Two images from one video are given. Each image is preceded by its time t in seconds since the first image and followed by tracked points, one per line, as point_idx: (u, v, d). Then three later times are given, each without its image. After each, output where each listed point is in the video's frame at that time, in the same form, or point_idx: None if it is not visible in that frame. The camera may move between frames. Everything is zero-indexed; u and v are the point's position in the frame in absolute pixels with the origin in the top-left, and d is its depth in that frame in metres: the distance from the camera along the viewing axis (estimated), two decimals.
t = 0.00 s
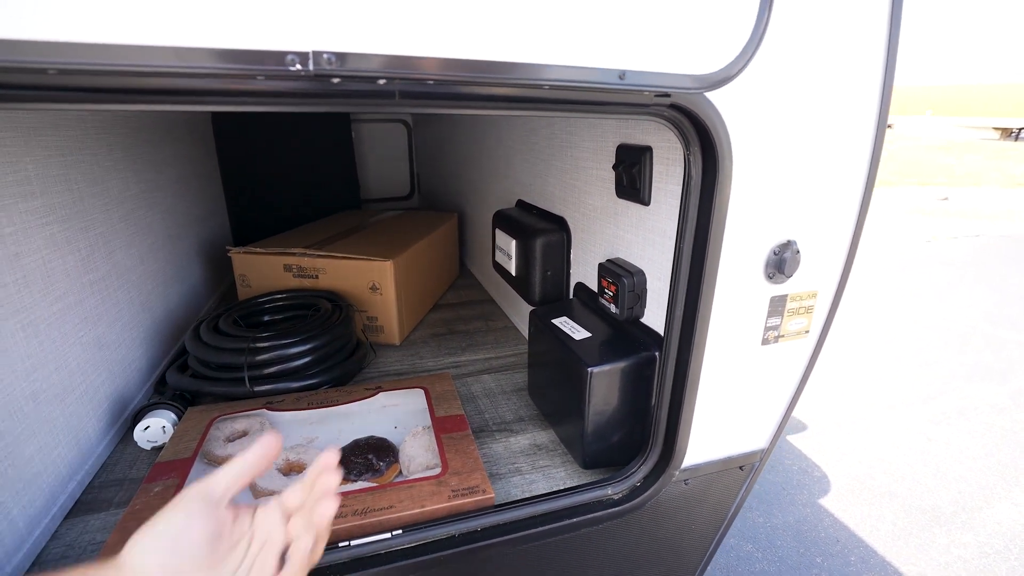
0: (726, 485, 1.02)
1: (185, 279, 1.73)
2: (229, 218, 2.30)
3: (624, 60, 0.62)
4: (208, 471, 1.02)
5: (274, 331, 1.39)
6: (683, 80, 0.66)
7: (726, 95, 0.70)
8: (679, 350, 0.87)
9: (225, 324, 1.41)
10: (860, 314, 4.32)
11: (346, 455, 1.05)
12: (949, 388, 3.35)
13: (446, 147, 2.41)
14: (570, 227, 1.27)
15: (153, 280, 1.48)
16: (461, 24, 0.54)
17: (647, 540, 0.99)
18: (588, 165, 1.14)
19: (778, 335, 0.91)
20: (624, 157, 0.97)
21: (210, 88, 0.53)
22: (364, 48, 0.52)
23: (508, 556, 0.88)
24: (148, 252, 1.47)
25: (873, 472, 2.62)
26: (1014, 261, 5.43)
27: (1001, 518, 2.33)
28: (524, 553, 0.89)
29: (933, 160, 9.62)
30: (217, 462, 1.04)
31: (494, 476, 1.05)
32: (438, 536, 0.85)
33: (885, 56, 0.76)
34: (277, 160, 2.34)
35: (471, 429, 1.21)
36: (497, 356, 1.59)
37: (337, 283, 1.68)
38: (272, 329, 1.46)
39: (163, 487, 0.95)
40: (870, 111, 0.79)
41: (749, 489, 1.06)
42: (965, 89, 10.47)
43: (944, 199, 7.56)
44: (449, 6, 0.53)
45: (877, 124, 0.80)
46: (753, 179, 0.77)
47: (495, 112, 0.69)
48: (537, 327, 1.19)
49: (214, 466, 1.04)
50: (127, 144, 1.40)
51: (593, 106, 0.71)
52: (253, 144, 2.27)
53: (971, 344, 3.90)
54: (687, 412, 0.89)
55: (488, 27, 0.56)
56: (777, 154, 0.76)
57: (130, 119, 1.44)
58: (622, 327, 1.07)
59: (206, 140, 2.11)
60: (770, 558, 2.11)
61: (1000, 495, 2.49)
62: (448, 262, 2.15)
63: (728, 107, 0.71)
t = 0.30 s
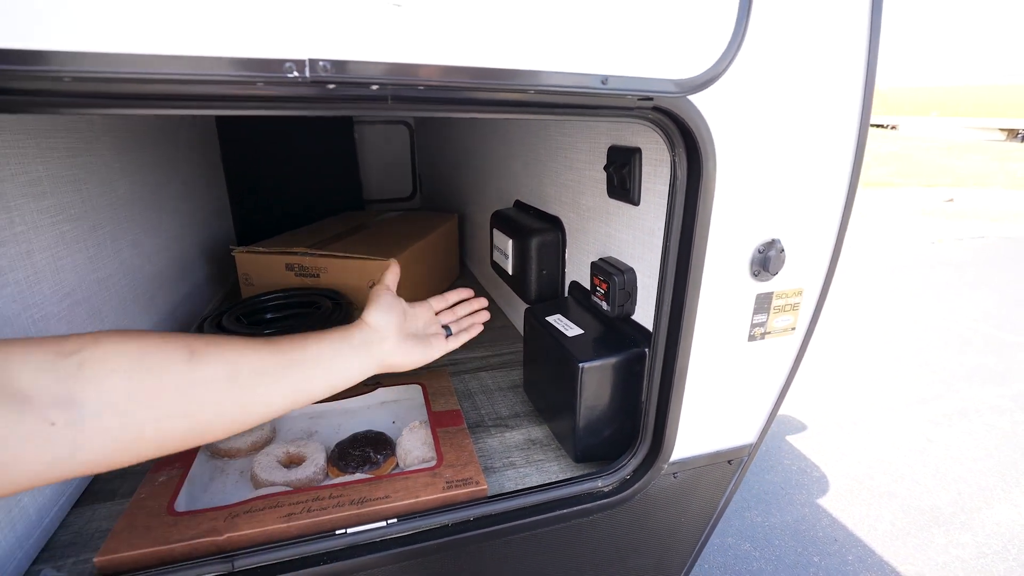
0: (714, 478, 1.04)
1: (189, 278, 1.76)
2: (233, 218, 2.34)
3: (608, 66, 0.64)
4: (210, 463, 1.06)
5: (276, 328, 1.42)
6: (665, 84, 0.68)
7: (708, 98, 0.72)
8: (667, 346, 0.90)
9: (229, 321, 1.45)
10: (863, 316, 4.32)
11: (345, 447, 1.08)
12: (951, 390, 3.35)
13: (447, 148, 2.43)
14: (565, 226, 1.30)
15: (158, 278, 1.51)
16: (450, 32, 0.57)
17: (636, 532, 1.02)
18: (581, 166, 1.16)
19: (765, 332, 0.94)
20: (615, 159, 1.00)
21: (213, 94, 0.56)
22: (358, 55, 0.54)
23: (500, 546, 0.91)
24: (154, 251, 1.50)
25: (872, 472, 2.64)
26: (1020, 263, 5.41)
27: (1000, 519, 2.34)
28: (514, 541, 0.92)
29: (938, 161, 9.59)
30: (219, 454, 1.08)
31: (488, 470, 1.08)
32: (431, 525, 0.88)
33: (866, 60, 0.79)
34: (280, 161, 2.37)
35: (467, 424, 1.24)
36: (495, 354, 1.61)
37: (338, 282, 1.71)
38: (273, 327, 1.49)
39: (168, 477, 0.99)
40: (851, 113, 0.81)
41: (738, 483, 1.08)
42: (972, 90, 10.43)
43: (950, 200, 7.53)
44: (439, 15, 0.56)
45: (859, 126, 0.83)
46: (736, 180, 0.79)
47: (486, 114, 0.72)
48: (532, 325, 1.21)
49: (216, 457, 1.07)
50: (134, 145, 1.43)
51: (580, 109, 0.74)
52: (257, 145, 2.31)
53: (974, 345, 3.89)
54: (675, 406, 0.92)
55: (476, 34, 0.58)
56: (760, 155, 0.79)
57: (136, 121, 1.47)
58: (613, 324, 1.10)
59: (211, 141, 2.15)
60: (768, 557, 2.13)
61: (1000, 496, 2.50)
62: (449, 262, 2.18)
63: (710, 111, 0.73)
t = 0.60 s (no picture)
0: (703, 474, 1.07)
1: (202, 277, 1.82)
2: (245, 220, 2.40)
3: (588, 77, 0.68)
4: (218, 454, 1.11)
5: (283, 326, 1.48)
6: (643, 92, 0.72)
7: (688, 103, 0.76)
8: (654, 344, 0.93)
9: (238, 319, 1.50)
10: (876, 319, 4.28)
11: (346, 440, 1.13)
12: (963, 395, 3.32)
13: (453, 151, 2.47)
14: (561, 228, 1.33)
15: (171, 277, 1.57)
16: (435, 48, 0.61)
17: (626, 525, 1.05)
18: (576, 169, 1.20)
19: (750, 331, 0.96)
20: (605, 162, 1.03)
21: (221, 106, 0.61)
22: (350, 70, 0.59)
23: (492, 536, 0.94)
24: (168, 251, 1.56)
25: (879, 475, 2.63)
26: None
27: (1009, 524, 2.33)
28: (506, 531, 0.95)
29: (957, 162, 9.44)
30: (227, 446, 1.13)
31: (483, 463, 1.12)
32: (426, 513, 0.91)
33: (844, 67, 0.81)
34: (290, 164, 2.43)
35: (465, 420, 1.28)
36: (496, 352, 1.65)
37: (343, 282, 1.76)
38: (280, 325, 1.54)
39: (178, 466, 1.04)
40: (831, 118, 0.84)
41: (727, 479, 1.11)
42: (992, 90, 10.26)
43: (969, 202, 7.42)
44: (427, 32, 0.60)
45: (839, 131, 0.85)
46: (717, 183, 0.82)
47: (476, 122, 0.76)
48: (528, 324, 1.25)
49: (223, 449, 1.12)
50: (150, 149, 1.49)
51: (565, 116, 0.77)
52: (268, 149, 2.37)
53: (989, 349, 3.84)
54: (661, 402, 0.95)
55: (460, 49, 0.62)
56: (741, 159, 0.82)
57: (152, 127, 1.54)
58: (605, 323, 1.13)
59: (223, 145, 2.21)
60: (771, 558, 2.15)
61: (1010, 501, 2.48)
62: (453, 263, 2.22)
63: (690, 117, 0.77)
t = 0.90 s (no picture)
0: (691, 469, 1.11)
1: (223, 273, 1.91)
2: (265, 219, 2.50)
3: (574, 91, 0.74)
4: (234, 438, 1.18)
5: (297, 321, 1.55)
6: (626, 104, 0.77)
7: (669, 114, 0.81)
8: (642, 342, 0.98)
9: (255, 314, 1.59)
10: (893, 326, 4.24)
11: (352, 428, 1.19)
12: (981, 404, 3.28)
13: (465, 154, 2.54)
14: (562, 230, 1.39)
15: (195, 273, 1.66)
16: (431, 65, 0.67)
17: (615, 515, 1.09)
18: (575, 174, 1.25)
19: (736, 331, 1.00)
20: (601, 168, 1.08)
21: (242, 118, 0.68)
22: (353, 85, 0.66)
23: (486, 520, 1.00)
24: (192, 248, 1.65)
25: (889, 483, 2.63)
26: None
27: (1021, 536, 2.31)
28: (499, 517, 1.00)
29: (986, 168, 9.23)
30: (242, 431, 1.20)
31: (481, 453, 1.18)
32: (423, 496, 0.98)
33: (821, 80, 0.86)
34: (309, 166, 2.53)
35: (467, 413, 1.34)
36: (500, 350, 1.71)
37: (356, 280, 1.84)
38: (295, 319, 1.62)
39: (196, 446, 1.12)
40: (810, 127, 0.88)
41: (716, 474, 1.15)
42: None
43: (998, 208, 7.25)
44: (425, 51, 0.67)
45: (819, 139, 0.89)
46: (700, 189, 0.87)
47: (473, 131, 0.82)
48: (528, 322, 1.31)
49: (239, 433, 1.20)
50: (179, 151, 1.59)
51: (555, 126, 0.83)
52: (288, 151, 2.46)
53: (1010, 359, 3.78)
54: (649, 397, 1.00)
55: (454, 66, 0.68)
56: (723, 166, 0.86)
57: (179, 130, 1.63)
58: (600, 321, 1.18)
59: (245, 147, 2.31)
60: (775, 562, 2.18)
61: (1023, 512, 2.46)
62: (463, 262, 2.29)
63: (671, 127, 0.82)
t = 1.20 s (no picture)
0: (695, 466, 1.13)
1: (251, 269, 2.00)
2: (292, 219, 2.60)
3: (577, 96, 0.78)
4: (256, 424, 1.25)
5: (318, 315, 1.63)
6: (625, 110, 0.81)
7: (669, 120, 0.84)
8: (645, 339, 1.01)
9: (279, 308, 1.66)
10: (924, 336, 4.14)
11: (367, 417, 1.25)
12: (1014, 419, 3.18)
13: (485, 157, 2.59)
14: (574, 231, 1.42)
15: (225, 269, 1.75)
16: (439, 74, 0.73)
17: (618, 510, 1.12)
18: (586, 177, 1.29)
19: (740, 331, 1.02)
20: (609, 171, 1.12)
21: (269, 123, 0.74)
22: (366, 93, 0.71)
23: (492, 508, 1.03)
24: (223, 245, 1.75)
25: (913, 496, 2.58)
26: None
27: None
28: (505, 506, 1.04)
29: None
30: (264, 418, 1.27)
31: (490, 446, 1.22)
32: (431, 483, 1.02)
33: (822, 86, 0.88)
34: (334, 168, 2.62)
35: (478, 407, 1.38)
36: (513, 348, 1.75)
37: (375, 277, 1.91)
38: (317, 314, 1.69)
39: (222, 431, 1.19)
40: (812, 132, 0.90)
41: (720, 473, 1.16)
42: None
43: None
44: (431, 62, 0.72)
45: (822, 144, 0.91)
46: (701, 192, 0.90)
47: (482, 135, 0.86)
48: (539, 320, 1.34)
49: (261, 420, 1.26)
50: (211, 153, 1.68)
51: (561, 130, 0.87)
52: (315, 154, 2.55)
53: None
54: (651, 394, 1.03)
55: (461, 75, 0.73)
56: (724, 169, 0.89)
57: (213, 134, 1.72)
58: (608, 320, 1.22)
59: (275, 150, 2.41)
60: (790, 569, 2.16)
61: None
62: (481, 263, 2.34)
63: (671, 132, 0.85)
